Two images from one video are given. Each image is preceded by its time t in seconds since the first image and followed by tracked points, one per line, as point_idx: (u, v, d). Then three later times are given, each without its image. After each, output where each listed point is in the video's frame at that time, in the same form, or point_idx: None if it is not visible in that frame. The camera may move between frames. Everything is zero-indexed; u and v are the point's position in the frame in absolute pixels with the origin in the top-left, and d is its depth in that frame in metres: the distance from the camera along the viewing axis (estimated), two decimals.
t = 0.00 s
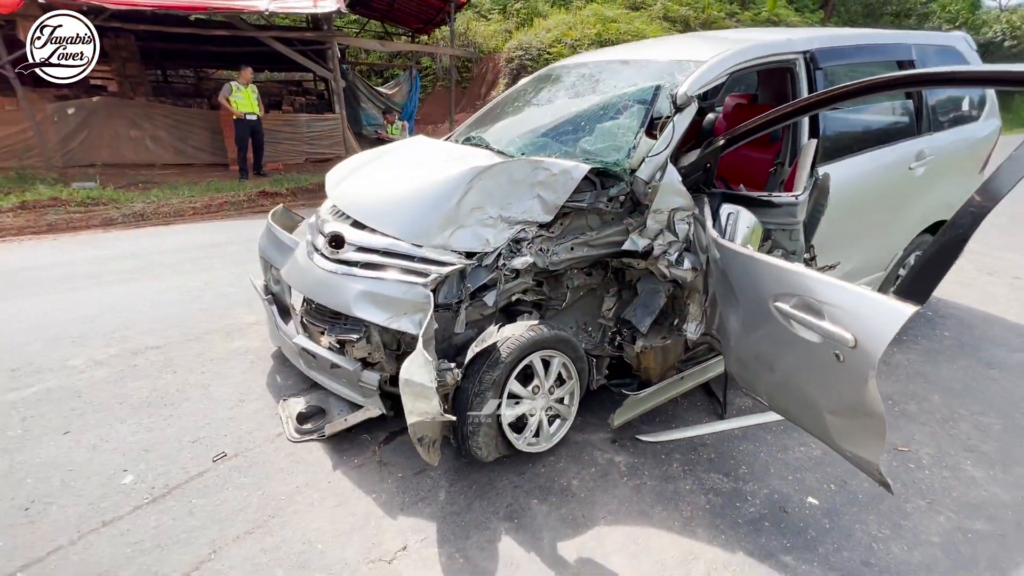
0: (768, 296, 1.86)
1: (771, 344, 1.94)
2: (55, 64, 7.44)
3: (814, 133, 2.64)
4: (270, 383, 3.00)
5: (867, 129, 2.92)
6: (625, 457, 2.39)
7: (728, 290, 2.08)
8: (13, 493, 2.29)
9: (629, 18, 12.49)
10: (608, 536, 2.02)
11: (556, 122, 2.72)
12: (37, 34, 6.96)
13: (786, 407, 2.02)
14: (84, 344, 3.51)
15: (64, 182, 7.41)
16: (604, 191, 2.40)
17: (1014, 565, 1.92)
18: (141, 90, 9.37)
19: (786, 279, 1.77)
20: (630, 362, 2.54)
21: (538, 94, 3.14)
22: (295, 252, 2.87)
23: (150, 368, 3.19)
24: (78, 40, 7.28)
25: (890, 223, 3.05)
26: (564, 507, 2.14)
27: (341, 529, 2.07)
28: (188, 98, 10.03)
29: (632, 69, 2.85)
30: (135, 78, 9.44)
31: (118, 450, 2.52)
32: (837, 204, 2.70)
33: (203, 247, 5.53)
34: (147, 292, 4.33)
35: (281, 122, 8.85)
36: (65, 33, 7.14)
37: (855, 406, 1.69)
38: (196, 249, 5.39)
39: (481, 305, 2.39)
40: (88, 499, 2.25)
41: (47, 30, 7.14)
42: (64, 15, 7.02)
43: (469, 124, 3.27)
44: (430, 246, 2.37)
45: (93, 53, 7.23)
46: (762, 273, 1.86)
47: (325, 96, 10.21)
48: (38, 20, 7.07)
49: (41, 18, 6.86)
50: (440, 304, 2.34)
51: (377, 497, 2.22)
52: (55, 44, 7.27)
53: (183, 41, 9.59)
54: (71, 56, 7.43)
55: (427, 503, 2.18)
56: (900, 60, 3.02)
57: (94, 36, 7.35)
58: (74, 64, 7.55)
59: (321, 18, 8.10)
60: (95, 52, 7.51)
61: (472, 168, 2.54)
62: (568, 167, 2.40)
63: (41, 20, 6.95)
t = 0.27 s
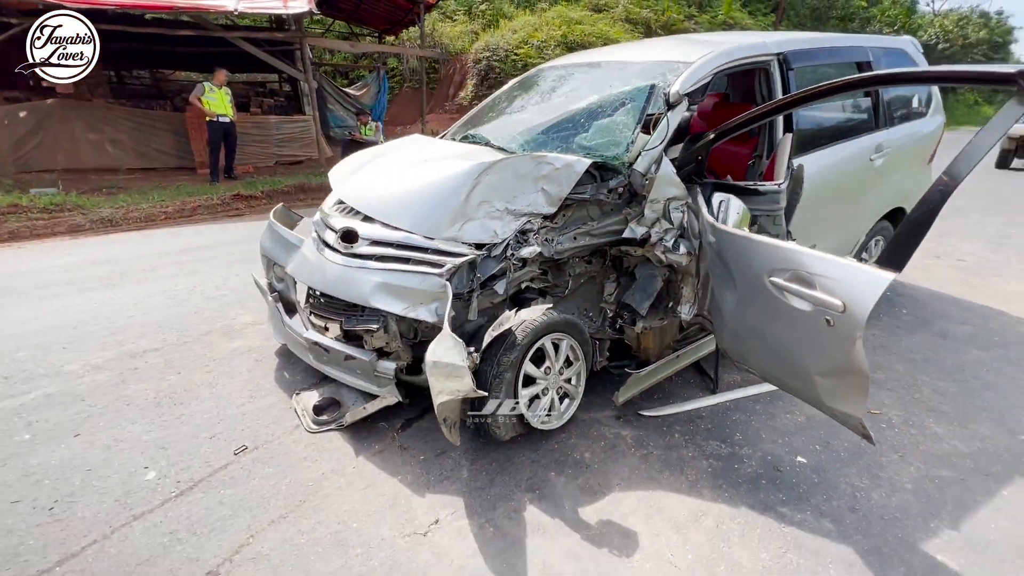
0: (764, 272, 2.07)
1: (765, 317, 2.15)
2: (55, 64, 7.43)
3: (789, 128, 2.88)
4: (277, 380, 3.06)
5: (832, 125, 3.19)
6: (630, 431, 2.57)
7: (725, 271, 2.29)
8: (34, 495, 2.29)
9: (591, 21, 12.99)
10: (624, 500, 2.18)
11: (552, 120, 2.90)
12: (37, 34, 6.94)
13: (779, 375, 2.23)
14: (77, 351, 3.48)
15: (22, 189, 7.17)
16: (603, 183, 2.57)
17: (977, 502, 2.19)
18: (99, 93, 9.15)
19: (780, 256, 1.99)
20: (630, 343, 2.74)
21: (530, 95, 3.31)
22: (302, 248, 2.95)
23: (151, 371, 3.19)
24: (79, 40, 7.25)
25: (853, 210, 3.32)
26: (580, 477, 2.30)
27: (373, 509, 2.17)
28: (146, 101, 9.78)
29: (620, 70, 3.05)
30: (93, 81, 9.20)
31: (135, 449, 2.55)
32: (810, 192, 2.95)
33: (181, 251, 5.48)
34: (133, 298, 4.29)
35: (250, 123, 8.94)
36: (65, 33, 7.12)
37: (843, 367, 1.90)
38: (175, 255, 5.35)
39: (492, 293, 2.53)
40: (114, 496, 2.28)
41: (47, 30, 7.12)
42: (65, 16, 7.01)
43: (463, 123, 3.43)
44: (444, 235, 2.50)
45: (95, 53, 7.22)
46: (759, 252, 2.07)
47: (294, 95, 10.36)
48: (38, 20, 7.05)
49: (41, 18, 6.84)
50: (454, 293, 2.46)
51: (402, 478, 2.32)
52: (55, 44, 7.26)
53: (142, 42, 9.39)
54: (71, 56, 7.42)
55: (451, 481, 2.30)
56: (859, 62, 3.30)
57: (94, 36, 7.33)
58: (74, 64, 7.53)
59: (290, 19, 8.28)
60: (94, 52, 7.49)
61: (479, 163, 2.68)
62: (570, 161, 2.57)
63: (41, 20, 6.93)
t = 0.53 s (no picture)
0: (755, 261, 2.30)
1: (755, 302, 2.38)
2: (55, 64, 7.33)
3: (765, 131, 3.13)
4: (288, 381, 3.15)
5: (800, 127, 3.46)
6: (633, 413, 2.76)
7: (718, 262, 2.51)
8: (63, 500, 2.33)
9: (557, 27, 13.66)
10: (636, 474, 2.37)
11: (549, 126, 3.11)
12: (36, 35, 6.82)
13: (769, 355, 2.46)
14: (76, 362, 3.47)
15: None
16: (601, 183, 2.77)
17: (943, 459, 2.47)
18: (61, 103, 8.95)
19: (771, 245, 2.22)
20: (630, 332, 2.92)
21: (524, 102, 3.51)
22: (312, 252, 3.06)
23: (158, 378, 3.23)
24: (78, 40, 7.08)
25: (822, 205, 3.61)
26: (593, 456, 2.48)
27: (404, 495, 2.30)
28: (109, 109, 9.55)
29: (609, 80, 3.29)
30: (54, 90, 8.99)
31: (158, 451, 2.60)
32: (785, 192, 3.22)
33: (164, 261, 5.45)
34: (124, 308, 4.28)
35: (221, 130, 9.06)
36: (64, 33, 6.99)
37: (827, 343, 2.14)
38: (159, 265, 5.32)
39: (502, 289, 2.68)
40: (145, 497, 2.34)
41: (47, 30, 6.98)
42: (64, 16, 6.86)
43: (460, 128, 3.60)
44: (455, 235, 2.65)
45: (96, 53, 7.08)
46: (749, 242, 2.31)
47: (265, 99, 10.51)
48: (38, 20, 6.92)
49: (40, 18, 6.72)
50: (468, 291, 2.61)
51: (426, 466, 2.46)
52: (55, 44, 7.14)
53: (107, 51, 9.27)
54: (71, 56, 7.30)
55: (473, 466, 2.45)
56: (823, 70, 3.59)
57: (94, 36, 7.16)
58: (74, 64, 7.42)
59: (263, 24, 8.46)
60: (94, 52, 7.34)
61: (484, 167, 2.85)
62: (570, 164, 2.76)
63: (41, 20, 6.82)
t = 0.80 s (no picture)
0: (755, 252, 2.48)
1: (754, 290, 2.55)
2: (55, 64, 7.37)
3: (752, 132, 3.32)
4: (300, 383, 3.20)
5: (781, 128, 3.67)
6: (639, 400, 2.91)
7: (718, 255, 2.69)
8: (89, 504, 2.35)
9: (531, 33, 14.31)
10: (649, 455, 2.51)
11: (548, 128, 3.26)
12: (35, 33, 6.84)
13: (767, 341, 2.63)
14: (78, 371, 3.46)
15: None
16: (602, 182, 2.92)
17: (926, 430, 2.68)
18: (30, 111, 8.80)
19: (769, 236, 2.40)
20: (632, 324, 3.10)
21: (520, 107, 3.66)
22: (321, 254, 3.12)
23: (166, 384, 3.24)
24: (78, 40, 7.11)
25: (801, 201, 3.82)
26: (606, 441, 2.61)
27: (430, 484, 2.38)
28: (79, 117, 9.36)
29: (604, 85, 3.45)
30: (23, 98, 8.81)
31: (179, 454, 2.63)
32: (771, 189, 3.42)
33: (152, 270, 5.42)
34: (119, 318, 4.25)
35: (198, 138, 9.20)
36: (65, 33, 7.02)
37: (822, 325, 2.32)
38: (148, 275, 5.29)
39: (512, 285, 2.80)
40: (173, 497, 2.37)
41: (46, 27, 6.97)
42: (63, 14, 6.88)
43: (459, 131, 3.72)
44: (467, 233, 2.76)
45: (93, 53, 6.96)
46: (749, 234, 2.49)
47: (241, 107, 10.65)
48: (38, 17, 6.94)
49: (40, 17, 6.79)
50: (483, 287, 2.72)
51: (448, 457, 2.55)
52: (55, 43, 7.19)
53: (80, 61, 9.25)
54: (71, 56, 7.34)
55: (493, 456, 2.55)
56: (801, 74, 3.82)
57: (94, 36, 7.13)
58: (74, 64, 7.45)
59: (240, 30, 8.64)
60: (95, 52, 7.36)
61: (491, 168, 2.97)
62: (574, 164, 2.90)
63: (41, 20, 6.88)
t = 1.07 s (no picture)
0: (758, 250, 2.67)
1: (756, 287, 2.75)
2: (55, 64, 7.53)
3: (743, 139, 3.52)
4: (315, 390, 3.27)
5: (768, 135, 3.86)
6: (647, 395, 3.05)
7: (721, 255, 2.88)
8: (122, 513, 2.39)
9: (507, 43, 14.96)
10: (663, 445, 2.66)
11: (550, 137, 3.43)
12: (36, 34, 6.94)
13: (767, 335, 2.81)
14: (86, 386, 3.47)
15: None
16: (606, 188, 3.07)
17: (911, 412, 2.90)
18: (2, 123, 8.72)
19: (771, 236, 2.60)
20: (637, 322, 3.25)
21: (517, 117, 3.84)
22: (334, 262, 3.20)
23: (180, 395, 3.27)
24: (78, 40, 7.23)
25: (786, 204, 4.04)
26: (622, 433, 2.74)
27: (459, 480, 2.48)
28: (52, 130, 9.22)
29: (601, 97, 3.65)
30: None
31: (205, 461, 2.68)
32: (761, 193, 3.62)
33: (144, 284, 5.43)
34: (118, 333, 4.26)
35: (178, 149, 9.39)
36: (65, 33, 7.15)
37: (820, 318, 2.51)
38: (141, 289, 5.29)
39: (526, 287, 2.91)
40: (206, 503, 2.42)
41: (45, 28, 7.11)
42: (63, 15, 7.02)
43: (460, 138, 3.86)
44: (482, 238, 2.87)
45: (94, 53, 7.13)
46: (752, 235, 2.68)
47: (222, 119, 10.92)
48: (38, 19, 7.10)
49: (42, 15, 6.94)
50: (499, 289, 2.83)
51: (472, 454, 2.65)
52: (55, 44, 7.31)
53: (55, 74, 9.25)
54: (70, 56, 7.49)
55: (515, 452, 2.66)
56: (783, 85, 4.05)
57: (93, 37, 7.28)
58: (74, 64, 7.59)
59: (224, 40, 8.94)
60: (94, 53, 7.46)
61: (501, 176, 3.10)
62: (581, 172, 3.05)
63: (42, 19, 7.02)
